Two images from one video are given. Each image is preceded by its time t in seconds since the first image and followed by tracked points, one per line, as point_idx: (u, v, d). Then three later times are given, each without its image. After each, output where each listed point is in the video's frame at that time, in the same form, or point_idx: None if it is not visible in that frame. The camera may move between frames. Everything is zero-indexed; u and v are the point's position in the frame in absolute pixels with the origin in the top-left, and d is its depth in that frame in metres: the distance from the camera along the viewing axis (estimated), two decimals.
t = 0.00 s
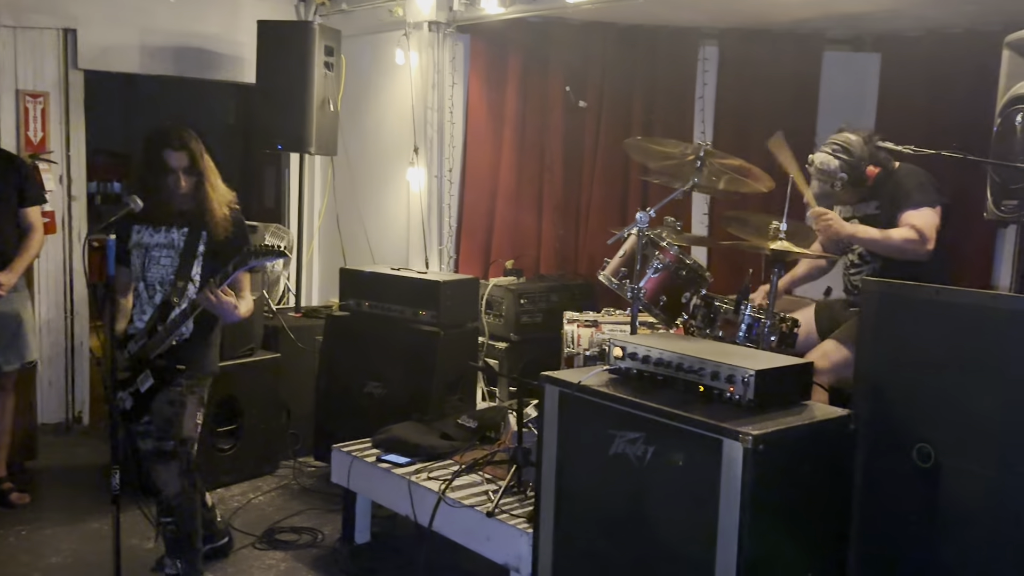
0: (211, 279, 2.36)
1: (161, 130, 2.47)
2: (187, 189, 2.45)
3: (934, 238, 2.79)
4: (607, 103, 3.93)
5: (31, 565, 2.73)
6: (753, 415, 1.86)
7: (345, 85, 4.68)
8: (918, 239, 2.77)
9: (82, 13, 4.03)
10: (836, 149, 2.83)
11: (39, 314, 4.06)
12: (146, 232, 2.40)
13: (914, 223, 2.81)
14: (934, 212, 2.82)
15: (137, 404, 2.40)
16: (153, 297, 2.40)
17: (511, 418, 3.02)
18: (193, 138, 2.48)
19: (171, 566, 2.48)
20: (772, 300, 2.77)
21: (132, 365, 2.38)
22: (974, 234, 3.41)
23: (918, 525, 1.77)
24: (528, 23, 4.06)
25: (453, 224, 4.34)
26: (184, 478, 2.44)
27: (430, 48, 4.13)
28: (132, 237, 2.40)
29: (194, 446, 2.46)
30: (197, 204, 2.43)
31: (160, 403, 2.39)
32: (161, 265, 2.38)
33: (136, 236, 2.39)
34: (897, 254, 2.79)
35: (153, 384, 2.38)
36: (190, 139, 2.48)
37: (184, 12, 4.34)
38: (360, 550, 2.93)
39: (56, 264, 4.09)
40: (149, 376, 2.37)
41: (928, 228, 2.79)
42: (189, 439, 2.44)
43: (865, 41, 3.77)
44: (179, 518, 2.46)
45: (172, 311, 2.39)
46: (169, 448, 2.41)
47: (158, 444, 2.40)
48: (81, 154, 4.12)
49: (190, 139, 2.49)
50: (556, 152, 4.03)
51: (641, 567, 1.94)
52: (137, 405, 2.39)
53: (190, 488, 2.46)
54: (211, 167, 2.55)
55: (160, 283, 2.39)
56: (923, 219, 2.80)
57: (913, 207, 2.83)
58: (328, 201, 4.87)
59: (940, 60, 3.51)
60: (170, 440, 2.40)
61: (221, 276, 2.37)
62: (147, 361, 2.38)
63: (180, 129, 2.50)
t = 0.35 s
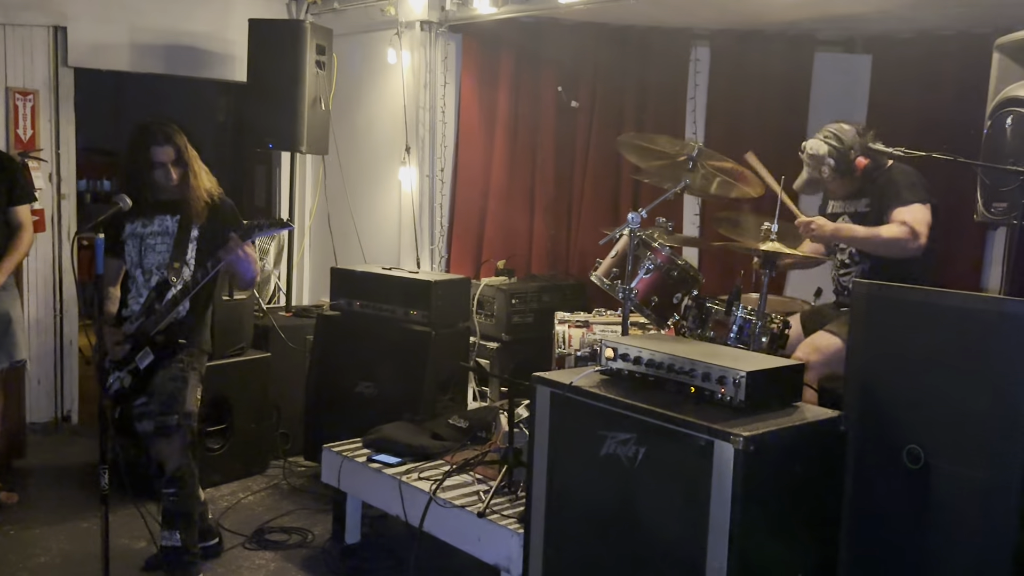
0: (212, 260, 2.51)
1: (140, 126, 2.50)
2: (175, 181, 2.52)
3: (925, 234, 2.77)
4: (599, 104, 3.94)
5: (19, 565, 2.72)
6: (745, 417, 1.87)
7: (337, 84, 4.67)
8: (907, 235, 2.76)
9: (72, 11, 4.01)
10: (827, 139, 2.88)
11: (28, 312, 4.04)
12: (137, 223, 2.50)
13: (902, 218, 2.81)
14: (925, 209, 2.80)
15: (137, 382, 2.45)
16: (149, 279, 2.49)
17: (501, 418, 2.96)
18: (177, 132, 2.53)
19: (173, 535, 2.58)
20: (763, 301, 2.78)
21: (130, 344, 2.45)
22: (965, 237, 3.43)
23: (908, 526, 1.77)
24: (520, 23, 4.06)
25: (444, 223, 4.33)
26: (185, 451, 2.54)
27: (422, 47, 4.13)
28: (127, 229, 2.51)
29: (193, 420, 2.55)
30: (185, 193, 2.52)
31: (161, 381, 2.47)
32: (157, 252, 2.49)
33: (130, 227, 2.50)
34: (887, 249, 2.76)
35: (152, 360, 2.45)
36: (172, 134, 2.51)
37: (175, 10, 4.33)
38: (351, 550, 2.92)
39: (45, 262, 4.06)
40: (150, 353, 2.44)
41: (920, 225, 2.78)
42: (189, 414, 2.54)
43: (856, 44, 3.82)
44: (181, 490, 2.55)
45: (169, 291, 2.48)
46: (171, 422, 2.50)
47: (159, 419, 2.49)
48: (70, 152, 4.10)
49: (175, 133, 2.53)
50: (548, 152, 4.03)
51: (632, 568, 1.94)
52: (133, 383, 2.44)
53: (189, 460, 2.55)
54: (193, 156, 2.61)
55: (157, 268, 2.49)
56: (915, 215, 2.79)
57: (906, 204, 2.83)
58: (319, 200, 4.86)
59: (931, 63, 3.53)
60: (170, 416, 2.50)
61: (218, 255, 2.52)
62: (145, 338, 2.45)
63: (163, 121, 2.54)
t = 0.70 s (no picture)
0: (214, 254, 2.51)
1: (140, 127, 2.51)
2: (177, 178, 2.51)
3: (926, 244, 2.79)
4: (600, 107, 3.94)
5: (21, 566, 2.72)
6: (748, 421, 1.88)
7: (339, 86, 4.69)
8: (907, 246, 2.79)
9: (75, 13, 4.02)
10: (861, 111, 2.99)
11: (29, 314, 4.04)
12: (143, 221, 2.51)
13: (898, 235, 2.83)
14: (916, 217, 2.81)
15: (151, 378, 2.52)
16: (157, 276, 2.51)
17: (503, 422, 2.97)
18: (177, 132, 2.52)
19: (197, 529, 2.54)
20: (764, 304, 2.78)
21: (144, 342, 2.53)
22: (964, 240, 3.46)
23: (910, 530, 1.78)
24: (522, 26, 4.07)
25: (445, 226, 4.34)
26: (202, 446, 2.51)
27: (423, 50, 4.13)
28: (134, 228, 2.51)
29: (208, 416, 2.54)
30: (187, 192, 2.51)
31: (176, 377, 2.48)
32: (163, 249, 2.50)
33: (136, 227, 2.50)
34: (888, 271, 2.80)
35: (165, 356, 2.50)
36: (173, 133, 2.51)
37: (177, 12, 4.34)
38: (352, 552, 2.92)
39: (47, 264, 4.07)
40: (161, 350, 2.49)
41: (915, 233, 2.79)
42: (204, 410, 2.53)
43: (856, 48, 3.85)
44: (200, 483, 2.51)
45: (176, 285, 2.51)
46: (187, 418, 2.50)
47: (175, 416, 2.49)
48: (73, 153, 4.11)
49: (176, 134, 2.52)
50: (548, 155, 4.05)
51: (635, 571, 1.94)
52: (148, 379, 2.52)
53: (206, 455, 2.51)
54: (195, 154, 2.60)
55: (163, 265, 2.50)
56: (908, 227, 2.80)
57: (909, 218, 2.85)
58: (320, 201, 4.88)
59: (931, 68, 3.56)
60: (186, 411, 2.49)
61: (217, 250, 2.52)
62: (156, 336, 2.50)
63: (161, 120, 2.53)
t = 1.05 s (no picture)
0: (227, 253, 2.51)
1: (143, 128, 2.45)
2: (183, 181, 2.49)
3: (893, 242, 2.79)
4: (603, 111, 3.95)
5: (24, 568, 2.72)
6: (751, 425, 1.88)
7: (342, 89, 4.71)
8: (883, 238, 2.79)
9: (80, 17, 4.04)
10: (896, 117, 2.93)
11: (32, 316, 4.05)
12: (150, 224, 2.52)
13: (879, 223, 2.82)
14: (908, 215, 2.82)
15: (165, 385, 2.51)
16: (167, 280, 2.53)
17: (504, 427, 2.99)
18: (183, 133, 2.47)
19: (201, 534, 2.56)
20: (766, 309, 2.78)
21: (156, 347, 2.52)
22: (966, 245, 3.47)
23: (913, 535, 1.79)
24: (525, 31, 4.07)
25: (448, 230, 4.34)
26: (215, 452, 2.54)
27: (427, 54, 4.14)
28: (143, 232, 2.53)
29: (221, 424, 2.56)
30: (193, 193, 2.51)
31: (190, 384, 2.49)
32: (173, 253, 2.52)
33: (145, 231, 2.52)
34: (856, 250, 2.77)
35: (178, 363, 2.50)
36: (176, 134, 2.46)
37: (181, 16, 4.36)
38: (354, 556, 2.93)
39: (50, 267, 4.08)
40: (174, 355, 2.50)
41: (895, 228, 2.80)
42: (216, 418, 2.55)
43: (857, 54, 3.88)
44: (210, 489, 2.53)
45: (185, 290, 2.52)
46: (200, 425, 2.51)
47: (189, 422, 2.50)
48: (76, 157, 4.12)
49: (179, 133, 2.48)
50: (551, 159, 4.06)
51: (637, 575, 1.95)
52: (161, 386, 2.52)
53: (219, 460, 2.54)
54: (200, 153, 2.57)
55: (174, 270, 2.52)
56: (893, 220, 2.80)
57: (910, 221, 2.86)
58: (323, 204, 4.90)
59: (933, 74, 3.58)
60: (200, 418, 2.51)
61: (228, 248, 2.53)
62: (169, 341, 2.51)
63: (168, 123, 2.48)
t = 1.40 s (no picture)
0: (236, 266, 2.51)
1: (156, 132, 2.44)
2: (193, 190, 2.49)
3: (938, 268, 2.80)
4: (604, 116, 3.96)
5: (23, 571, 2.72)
6: (751, 428, 1.88)
7: (343, 93, 4.71)
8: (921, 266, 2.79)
9: (81, 20, 4.04)
10: (874, 121, 3.05)
11: (33, 319, 4.06)
12: (156, 234, 2.52)
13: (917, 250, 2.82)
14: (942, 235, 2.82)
15: (165, 398, 2.53)
16: (169, 292, 2.51)
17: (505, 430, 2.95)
18: (193, 139, 2.46)
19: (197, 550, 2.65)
20: (767, 312, 2.76)
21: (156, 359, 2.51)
22: (967, 249, 3.47)
23: (913, 537, 1.79)
24: (526, 34, 4.08)
25: (448, 233, 4.34)
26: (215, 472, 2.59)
27: (428, 58, 4.14)
28: (149, 240, 2.53)
29: (224, 442, 2.61)
30: (201, 203, 2.52)
31: (193, 404, 2.51)
32: (179, 264, 2.51)
33: (152, 238, 2.52)
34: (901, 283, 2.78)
35: (178, 378, 2.51)
36: (189, 141, 2.46)
37: (183, 20, 4.37)
38: (354, 559, 2.92)
39: (50, 269, 4.08)
40: (173, 369, 2.50)
41: (937, 253, 2.81)
42: (219, 436, 2.59)
43: (858, 58, 3.88)
44: (211, 507, 2.61)
45: (184, 304, 2.51)
46: (203, 444, 2.55)
47: (192, 441, 2.54)
48: (77, 159, 4.12)
49: (192, 143, 2.47)
50: (552, 163, 4.05)
51: None
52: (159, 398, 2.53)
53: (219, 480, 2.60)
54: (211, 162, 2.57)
55: (177, 282, 2.51)
56: (933, 246, 2.80)
57: (914, 225, 2.85)
58: (324, 208, 4.90)
59: (934, 78, 3.58)
60: (202, 438, 2.55)
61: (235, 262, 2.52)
62: (168, 354, 2.50)
63: (178, 128, 2.47)
